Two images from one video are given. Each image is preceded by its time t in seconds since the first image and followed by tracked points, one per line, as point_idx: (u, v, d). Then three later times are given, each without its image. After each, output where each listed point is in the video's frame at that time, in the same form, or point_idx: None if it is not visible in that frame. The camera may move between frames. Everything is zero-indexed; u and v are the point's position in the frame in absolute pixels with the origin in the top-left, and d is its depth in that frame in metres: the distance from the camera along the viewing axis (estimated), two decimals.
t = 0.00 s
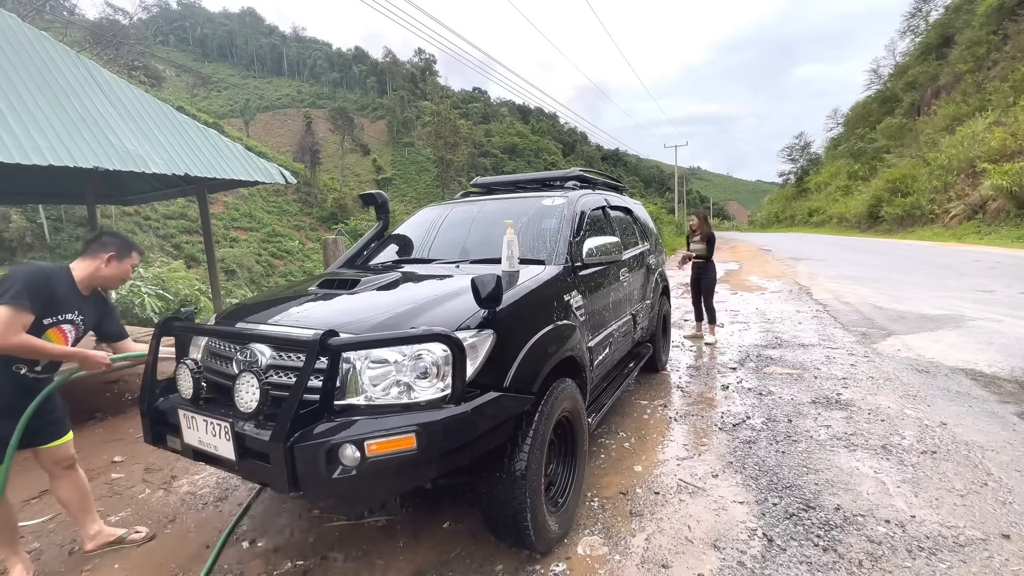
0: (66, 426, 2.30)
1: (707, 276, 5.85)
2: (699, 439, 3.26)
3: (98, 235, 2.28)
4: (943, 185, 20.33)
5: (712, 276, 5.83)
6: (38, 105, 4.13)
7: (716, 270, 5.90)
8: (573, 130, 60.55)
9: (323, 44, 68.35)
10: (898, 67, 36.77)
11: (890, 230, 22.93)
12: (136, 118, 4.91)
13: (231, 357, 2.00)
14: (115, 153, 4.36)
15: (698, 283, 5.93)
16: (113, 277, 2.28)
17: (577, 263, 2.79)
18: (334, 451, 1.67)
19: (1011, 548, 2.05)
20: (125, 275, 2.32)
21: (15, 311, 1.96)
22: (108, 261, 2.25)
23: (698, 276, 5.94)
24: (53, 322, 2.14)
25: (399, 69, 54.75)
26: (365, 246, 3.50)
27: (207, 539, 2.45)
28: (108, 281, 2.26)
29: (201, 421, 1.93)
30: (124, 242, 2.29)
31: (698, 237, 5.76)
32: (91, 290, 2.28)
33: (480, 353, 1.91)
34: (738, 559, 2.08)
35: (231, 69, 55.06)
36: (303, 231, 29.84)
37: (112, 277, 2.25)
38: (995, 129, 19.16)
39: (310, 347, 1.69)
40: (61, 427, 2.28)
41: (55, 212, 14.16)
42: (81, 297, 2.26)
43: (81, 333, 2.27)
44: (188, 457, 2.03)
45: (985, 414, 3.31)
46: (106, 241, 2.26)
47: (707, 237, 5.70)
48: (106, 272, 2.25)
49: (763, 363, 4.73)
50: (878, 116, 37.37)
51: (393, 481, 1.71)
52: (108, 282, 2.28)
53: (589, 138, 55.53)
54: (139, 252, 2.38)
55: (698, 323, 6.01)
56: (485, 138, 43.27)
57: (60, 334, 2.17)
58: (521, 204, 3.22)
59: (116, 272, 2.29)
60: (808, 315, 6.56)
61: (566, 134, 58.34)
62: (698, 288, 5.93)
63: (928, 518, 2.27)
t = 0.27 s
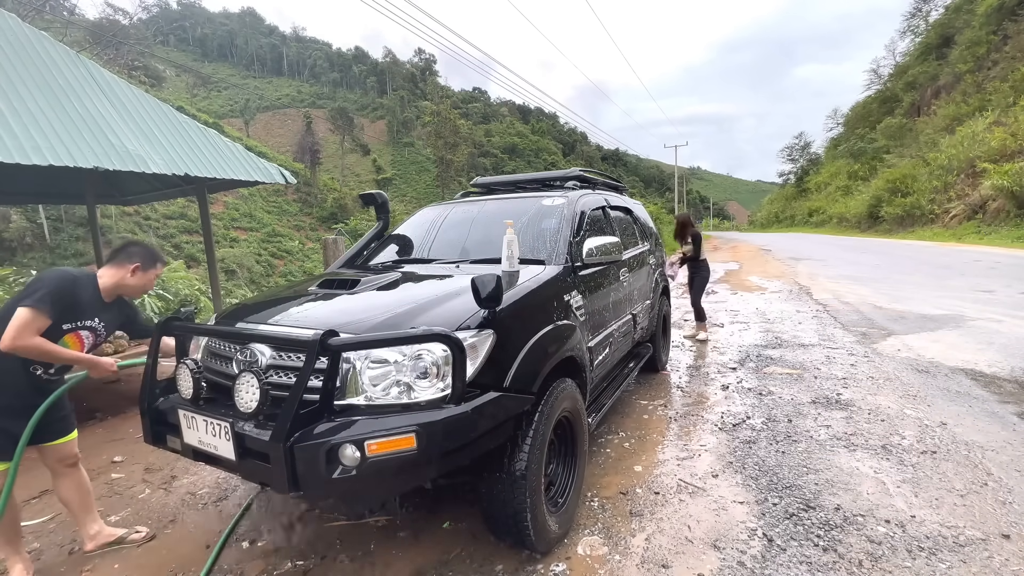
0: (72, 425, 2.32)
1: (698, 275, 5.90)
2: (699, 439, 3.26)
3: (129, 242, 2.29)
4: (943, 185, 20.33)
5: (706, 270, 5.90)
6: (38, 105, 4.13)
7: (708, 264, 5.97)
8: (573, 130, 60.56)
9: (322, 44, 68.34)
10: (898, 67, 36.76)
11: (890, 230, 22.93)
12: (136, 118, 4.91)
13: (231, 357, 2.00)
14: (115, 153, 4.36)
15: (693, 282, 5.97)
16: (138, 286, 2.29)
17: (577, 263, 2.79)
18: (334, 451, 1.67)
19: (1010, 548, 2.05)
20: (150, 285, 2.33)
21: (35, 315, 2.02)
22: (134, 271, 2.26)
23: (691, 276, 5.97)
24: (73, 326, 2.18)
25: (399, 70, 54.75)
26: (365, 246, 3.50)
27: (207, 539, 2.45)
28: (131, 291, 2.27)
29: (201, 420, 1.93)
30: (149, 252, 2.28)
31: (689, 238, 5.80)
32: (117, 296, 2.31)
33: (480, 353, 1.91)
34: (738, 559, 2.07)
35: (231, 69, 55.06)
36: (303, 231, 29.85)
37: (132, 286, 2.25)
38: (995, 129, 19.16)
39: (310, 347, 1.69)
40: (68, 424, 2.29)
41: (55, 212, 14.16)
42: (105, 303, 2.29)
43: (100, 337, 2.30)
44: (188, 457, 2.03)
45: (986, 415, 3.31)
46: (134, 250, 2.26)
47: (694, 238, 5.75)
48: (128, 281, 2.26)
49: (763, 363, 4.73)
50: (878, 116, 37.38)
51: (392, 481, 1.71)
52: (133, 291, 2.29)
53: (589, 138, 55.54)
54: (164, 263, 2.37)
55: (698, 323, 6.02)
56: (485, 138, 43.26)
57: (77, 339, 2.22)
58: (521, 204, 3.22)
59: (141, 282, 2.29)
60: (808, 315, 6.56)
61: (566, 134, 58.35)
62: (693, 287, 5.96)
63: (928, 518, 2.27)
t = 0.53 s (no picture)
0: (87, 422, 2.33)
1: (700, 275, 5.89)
2: (699, 439, 3.26)
3: (128, 236, 2.31)
4: (943, 185, 20.33)
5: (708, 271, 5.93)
6: (38, 105, 4.13)
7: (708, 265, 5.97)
8: (573, 130, 60.56)
9: (322, 44, 68.34)
10: (898, 67, 36.75)
11: (890, 229, 22.93)
12: (135, 118, 4.91)
13: (231, 357, 2.00)
14: (115, 153, 4.36)
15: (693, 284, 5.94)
16: (145, 275, 2.30)
17: (577, 263, 2.79)
18: (334, 451, 1.67)
19: (1010, 548, 2.05)
20: (156, 273, 2.34)
21: (51, 308, 2.03)
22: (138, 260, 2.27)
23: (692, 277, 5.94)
24: (87, 320, 2.18)
25: (399, 69, 54.76)
26: (365, 246, 3.50)
27: (207, 539, 2.45)
28: (139, 280, 2.28)
29: (201, 421, 1.93)
30: (150, 240, 2.29)
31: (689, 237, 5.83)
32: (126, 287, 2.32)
33: (480, 352, 1.91)
34: (738, 559, 2.07)
35: (231, 69, 55.05)
36: (303, 231, 29.86)
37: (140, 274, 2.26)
38: (995, 129, 19.15)
39: (310, 347, 1.69)
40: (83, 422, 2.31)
41: (55, 212, 14.16)
42: (114, 295, 2.29)
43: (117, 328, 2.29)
44: (188, 457, 2.03)
45: (985, 415, 3.31)
46: (134, 240, 2.28)
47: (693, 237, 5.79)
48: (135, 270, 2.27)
49: (763, 363, 4.73)
50: (878, 116, 37.37)
51: (393, 481, 1.71)
52: (140, 280, 2.31)
53: (589, 138, 55.54)
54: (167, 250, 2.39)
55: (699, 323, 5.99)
56: (485, 138, 43.26)
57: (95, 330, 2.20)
58: (521, 204, 3.22)
59: (148, 271, 2.31)
60: (808, 315, 6.56)
61: (566, 134, 58.35)
62: (693, 289, 5.93)
63: (928, 519, 2.27)
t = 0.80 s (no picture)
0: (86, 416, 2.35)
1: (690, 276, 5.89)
2: (700, 439, 3.26)
3: (125, 243, 2.33)
4: (943, 185, 20.33)
5: (697, 272, 5.98)
6: (38, 105, 4.13)
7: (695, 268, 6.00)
8: (573, 130, 60.58)
9: (322, 44, 68.37)
10: (898, 67, 36.76)
11: (890, 229, 22.93)
12: (135, 118, 4.92)
13: (232, 357, 2.00)
14: (115, 153, 4.36)
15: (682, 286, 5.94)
16: (133, 281, 2.31)
17: (577, 263, 2.79)
18: (334, 451, 1.67)
19: (1010, 548, 2.05)
20: (143, 282, 2.35)
21: (32, 305, 2.05)
22: (127, 266, 2.28)
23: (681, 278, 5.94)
24: (68, 320, 2.19)
25: (399, 70, 54.80)
26: (365, 246, 3.49)
27: (208, 539, 2.45)
28: (125, 285, 2.28)
29: (201, 421, 1.93)
30: (141, 248, 2.31)
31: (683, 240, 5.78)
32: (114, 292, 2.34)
33: (480, 352, 1.91)
34: (738, 559, 2.07)
35: (231, 70, 55.06)
36: (304, 231, 29.87)
37: (125, 280, 2.27)
38: (995, 129, 19.15)
39: (310, 347, 1.69)
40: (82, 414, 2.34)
41: (55, 212, 14.15)
42: (101, 299, 2.31)
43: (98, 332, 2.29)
44: (188, 457, 2.03)
45: (985, 414, 3.31)
46: (128, 246, 2.30)
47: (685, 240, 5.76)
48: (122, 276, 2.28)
49: (763, 363, 4.73)
50: (878, 116, 37.39)
51: (392, 481, 1.72)
52: (128, 286, 2.31)
53: (589, 138, 55.53)
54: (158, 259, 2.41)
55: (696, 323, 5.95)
56: (485, 138, 43.26)
57: (75, 331, 2.21)
58: (521, 204, 3.22)
59: (136, 277, 2.32)
60: (808, 315, 6.56)
61: (566, 134, 58.37)
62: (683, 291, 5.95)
63: (929, 518, 2.27)
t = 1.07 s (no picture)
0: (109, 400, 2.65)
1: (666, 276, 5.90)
2: (699, 439, 3.26)
3: (145, 247, 2.55)
4: (943, 185, 20.33)
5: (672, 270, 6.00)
6: (38, 105, 4.13)
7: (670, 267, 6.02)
8: (573, 130, 60.58)
9: (323, 44, 68.39)
10: (898, 67, 36.76)
11: (890, 230, 22.93)
12: (135, 117, 4.91)
13: (232, 357, 1.99)
14: (115, 153, 4.36)
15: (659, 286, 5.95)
16: (150, 281, 2.49)
17: (577, 263, 2.79)
18: (334, 451, 1.67)
19: (1011, 548, 2.05)
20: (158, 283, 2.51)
21: (56, 296, 2.23)
22: (146, 266, 2.47)
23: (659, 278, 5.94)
24: (90, 312, 2.37)
25: (399, 70, 54.82)
26: (365, 246, 3.49)
27: (208, 539, 2.45)
28: (142, 285, 2.46)
29: (201, 420, 1.92)
30: (161, 251, 2.51)
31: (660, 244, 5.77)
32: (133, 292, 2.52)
33: (480, 352, 1.91)
34: (738, 559, 2.07)
35: (231, 69, 55.07)
36: (304, 231, 29.87)
37: (143, 280, 2.44)
38: (995, 129, 19.15)
39: (310, 347, 1.69)
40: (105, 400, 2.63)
41: (55, 212, 14.16)
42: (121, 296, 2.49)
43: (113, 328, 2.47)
44: (188, 457, 2.03)
45: (985, 415, 3.31)
46: (149, 250, 2.51)
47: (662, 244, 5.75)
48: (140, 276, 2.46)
49: (763, 363, 4.73)
50: (878, 116, 37.37)
51: (393, 481, 1.71)
52: (143, 286, 2.49)
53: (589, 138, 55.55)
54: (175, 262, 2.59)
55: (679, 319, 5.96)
56: (485, 138, 43.26)
57: (95, 324, 2.39)
58: (521, 204, 3.22)
59: (153, 277, 2.50)
60: (808, 315, 6.56)
61: (566, 134, 58.37)
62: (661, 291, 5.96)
63: (929, 519, 2.27)
